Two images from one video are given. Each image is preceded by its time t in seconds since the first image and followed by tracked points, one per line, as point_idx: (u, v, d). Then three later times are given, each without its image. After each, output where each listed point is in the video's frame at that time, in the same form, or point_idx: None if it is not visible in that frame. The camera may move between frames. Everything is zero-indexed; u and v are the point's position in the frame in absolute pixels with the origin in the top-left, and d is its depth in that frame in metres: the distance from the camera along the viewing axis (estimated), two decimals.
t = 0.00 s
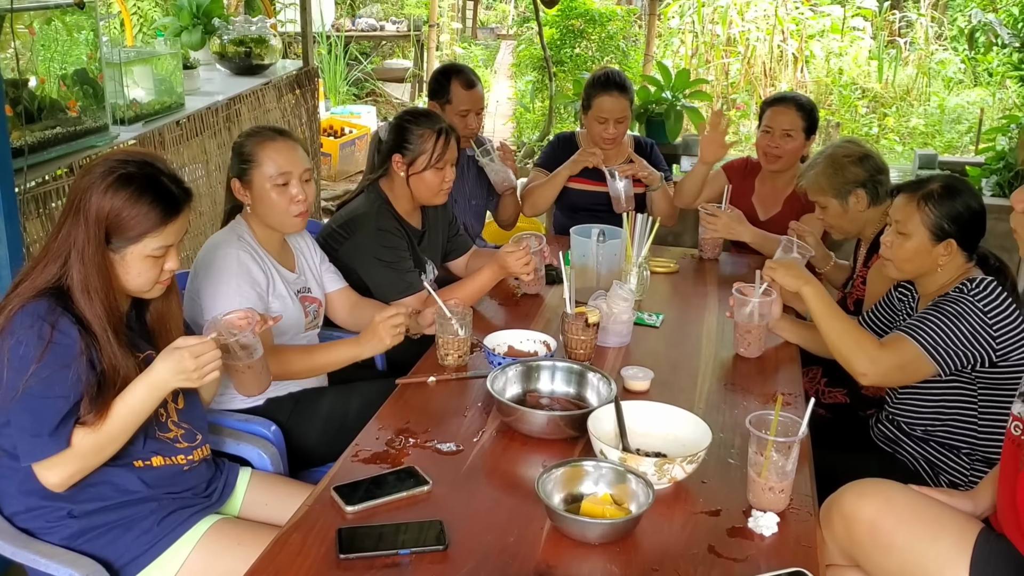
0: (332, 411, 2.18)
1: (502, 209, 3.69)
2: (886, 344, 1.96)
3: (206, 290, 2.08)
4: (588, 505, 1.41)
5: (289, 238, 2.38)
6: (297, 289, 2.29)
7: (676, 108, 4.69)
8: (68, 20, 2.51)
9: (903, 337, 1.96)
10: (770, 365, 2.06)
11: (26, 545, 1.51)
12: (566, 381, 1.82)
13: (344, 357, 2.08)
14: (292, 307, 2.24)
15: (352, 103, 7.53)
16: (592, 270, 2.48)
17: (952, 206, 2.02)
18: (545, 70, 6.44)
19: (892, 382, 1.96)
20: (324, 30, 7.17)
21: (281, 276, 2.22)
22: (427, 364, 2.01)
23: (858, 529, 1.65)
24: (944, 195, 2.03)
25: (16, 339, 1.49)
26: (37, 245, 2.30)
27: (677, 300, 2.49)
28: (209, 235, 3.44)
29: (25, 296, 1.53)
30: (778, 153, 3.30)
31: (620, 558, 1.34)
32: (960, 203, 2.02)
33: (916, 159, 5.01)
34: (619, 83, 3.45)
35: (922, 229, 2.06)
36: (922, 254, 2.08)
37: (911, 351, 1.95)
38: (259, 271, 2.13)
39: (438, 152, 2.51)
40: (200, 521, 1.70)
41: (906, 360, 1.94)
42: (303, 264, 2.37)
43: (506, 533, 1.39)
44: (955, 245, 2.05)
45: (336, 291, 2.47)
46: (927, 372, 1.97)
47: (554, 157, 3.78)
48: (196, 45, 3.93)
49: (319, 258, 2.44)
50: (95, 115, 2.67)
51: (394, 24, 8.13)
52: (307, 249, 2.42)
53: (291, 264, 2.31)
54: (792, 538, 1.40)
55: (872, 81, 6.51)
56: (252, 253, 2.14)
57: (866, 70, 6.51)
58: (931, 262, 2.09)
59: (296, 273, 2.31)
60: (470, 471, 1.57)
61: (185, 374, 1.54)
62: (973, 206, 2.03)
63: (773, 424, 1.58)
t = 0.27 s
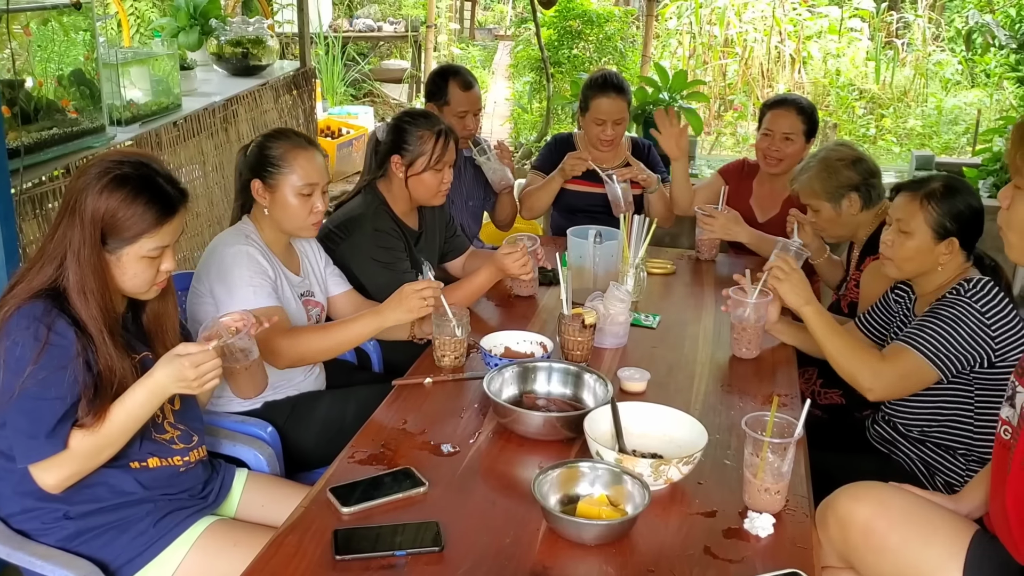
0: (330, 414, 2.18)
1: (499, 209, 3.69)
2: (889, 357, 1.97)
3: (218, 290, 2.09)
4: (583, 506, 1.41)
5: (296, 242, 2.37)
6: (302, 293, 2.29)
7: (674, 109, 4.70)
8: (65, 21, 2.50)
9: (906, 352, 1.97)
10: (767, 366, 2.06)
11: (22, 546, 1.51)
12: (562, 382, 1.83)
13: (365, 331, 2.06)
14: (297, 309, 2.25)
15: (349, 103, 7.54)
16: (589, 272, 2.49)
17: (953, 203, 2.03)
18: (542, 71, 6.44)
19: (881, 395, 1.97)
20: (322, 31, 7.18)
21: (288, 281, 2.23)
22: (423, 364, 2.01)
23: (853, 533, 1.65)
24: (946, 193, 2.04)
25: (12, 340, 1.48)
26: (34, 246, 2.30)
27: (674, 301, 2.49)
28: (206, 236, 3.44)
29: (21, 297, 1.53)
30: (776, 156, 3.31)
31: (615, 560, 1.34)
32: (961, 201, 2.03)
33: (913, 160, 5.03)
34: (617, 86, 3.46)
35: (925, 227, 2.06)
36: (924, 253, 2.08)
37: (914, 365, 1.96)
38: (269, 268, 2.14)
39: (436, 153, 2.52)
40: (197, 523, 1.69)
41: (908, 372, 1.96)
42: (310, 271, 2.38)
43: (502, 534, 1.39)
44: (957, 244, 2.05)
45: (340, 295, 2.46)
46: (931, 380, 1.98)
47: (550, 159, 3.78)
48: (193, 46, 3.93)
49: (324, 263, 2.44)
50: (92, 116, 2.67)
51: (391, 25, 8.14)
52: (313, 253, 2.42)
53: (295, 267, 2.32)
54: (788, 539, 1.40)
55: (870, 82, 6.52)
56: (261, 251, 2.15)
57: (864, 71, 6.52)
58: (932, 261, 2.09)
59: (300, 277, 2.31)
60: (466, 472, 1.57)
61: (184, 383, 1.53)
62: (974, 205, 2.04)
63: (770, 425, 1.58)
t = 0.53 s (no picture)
0: (326, 417, 2.17)
1: (496, 210, 3.69)
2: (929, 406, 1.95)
3: (231, 289, 2.09)
4: (580, 507, 1.41)
5: (299, 245, 2.38)
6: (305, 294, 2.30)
7: (671, 109, 4.70)
8: (62, 21, 2.50)
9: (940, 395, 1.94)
10: (763, 367, 2.06)
11: (18, 548, 1.51)
12: (559, 383, 1.82)
13: (382, 311, 2.05)
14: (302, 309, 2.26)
15: (347, 104, 7.53)
16: (585, 272, 2.48)
17: (962, 201, 2.05)
18: (540, 72, 6.44)
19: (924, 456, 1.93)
20: (319, 31, 7.18)
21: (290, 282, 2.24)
22: (419, 366, 2.01)
23: (847, 538, 1.66)
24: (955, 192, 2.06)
25: (8, 341, 1.48)
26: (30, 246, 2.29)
27: (670, 301, 2.50)
28: (203, 237, 3.44)
29: (16, 299, 1.52)
30: (773, 156, 3.32)
31: (612, 561, 1.34)
32: (971, 199, 2.06)
33: (910, 160, 5.05)
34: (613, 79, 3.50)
35: (939, 224, 2.06)
36: (936, 252, 2.08)
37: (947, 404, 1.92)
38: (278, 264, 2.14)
39: (434, 151, 2.52)
40: (193, 523, 1.69)
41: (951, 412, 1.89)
42: (312, 272, 2.39)
43: (497, 535, 1.39)
44: (966, 243, 2.07)
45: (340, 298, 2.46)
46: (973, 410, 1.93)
47: (548, 162, 3.77)
48: (190, 47, 3.93)
49: (324, 264, 2.44)
50: (88, 117, 2.66)
51: (389, 25, 8.15)
52: (314, 256, 2.42)
53: (298, 268, 2.33)
54: (784, 540, 1.40)
55: (867, 83, 6.53)
56: (270, 250, 2.15)
57: (861, 72, 6.53)
58: (942, 259, 2.09)
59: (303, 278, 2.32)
60: (462, 473, 1.57)
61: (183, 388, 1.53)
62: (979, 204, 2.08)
63: (766, 426, 1.58)
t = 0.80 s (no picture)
0: (319, 420, 2.17)
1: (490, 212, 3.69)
2: (959, 426, 1.99)
3: (230, 291, 2.08)
4: (573, 510, 1.41)
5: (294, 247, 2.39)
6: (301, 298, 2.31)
7: (664, 112, 4.72)
8: (55, 25, 2.49)
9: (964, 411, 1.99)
10: (757, 368, 2.07)
11: (9, 553, 1.50)
12: (553, 385, 1.83)
13: (383, 318, 2.05)
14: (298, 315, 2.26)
15: (340, 106, 7.54)
16: (579, 274, 2.49)
17: (966, 201, 2.09)
18: (534, 74, 6.45)
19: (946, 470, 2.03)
20: (312, 34, 7.18)
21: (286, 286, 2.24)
22: (413, 368, 2.01)
23: (839, 541, 1.67)
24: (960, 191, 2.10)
25: (5, 343, 1.48)
26: (22, 250, 2.28)
27: (664, 303, 2.50)
28: (196, 240, 3.43)
29: (10, 302, 1.52)
30: (765, 157, 3.32)
31: (605, 563, 1.34)
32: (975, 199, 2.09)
33: (902, 162, 5.09)
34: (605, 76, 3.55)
35: (948, 223, 2.08)
36: (944, 252, 2.08)
37: (976, 421, 1.97)
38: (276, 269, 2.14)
39: (428, 151, 2.53)
40: (186, 527, 1.70)
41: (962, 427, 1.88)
42: (306, 274, 2.39)
43: (491, 538, 1.39)
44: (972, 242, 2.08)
45: (333, 301, 2.46)
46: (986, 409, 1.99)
47: (542, 166, 3.76)
48: (183, 50, 3.92)
49: (317, 263, 2.44)
50: (81, 120, 2.66)
51: (382, 28, 8.16)
52: (308, 258, 2.42)
53: (294, 272, 2.33)
54: (777, 542, 1.41)
55: (860, 85, 6.56)
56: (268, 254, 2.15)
57: (853, 74, 6.56)
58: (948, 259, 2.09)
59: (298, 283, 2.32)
60: (456, 476, 1.57)
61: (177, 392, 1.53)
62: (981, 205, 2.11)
63: (759, 427, 1.59)
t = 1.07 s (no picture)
0: (309, 424, 2.16)
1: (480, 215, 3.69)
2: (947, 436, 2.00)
3: (219, 297, 2.09)
4: (563, 512, 1.41)
5: (283, 250, 2.39)
6: (290, 301, 2.30)
7: (653, 114, 4.73)
8: (42, 27, 2.48)
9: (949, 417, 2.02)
10: (746, 369, 2.07)
11: None
12: (543, 388, 1.83)
13: (371, 329, 2.03)
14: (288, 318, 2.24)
15: (330, 109, 7.53)
16: (569, 276, 2.50)
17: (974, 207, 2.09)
18: (523, 77, 6.46)
19: (933, 473, 2.05)
20: (302, 37, 7.17)
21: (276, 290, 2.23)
22: (402, 371, 2.01)
23: (829, 542, 1.67)
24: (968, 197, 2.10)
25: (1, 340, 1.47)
26: (10, 253, 2.27)
27: (653, 305, 2.51)
28: (185, 242, 3.42)
29: (3, 302, 1.51)
30: (755, 160, 3.33)
31: (595, 565, 1.34)
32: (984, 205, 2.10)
33: (890, 164, 5.12)
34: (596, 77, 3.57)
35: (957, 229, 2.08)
36: (952, 258, 2.08)
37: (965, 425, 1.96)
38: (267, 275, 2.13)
39: (413, 151, 2.54)
40: (175, 531, 1.69)
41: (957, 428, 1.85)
42: (296, 277, 2.39)
43: (481, 541, 1.39)
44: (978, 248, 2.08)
45: (322, 304, 2.45)
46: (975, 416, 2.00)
47: (533, 167, 3.78)
48: (172, 52, 3.92)
49: (307, 266, 2.44)
50: (69, 123, 2.64)
51: (371, 30, 8.16)
52: (297, 260, 2.42)
53: (283, 276, 2.33)
54: (766, 543, 1.41)
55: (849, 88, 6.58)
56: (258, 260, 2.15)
57: (842, 76, 6.59)
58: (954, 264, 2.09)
59: (288, 286, 2.32)
60: (445, 479, 1.57)
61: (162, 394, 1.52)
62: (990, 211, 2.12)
63: (748, 429, 1.59)
